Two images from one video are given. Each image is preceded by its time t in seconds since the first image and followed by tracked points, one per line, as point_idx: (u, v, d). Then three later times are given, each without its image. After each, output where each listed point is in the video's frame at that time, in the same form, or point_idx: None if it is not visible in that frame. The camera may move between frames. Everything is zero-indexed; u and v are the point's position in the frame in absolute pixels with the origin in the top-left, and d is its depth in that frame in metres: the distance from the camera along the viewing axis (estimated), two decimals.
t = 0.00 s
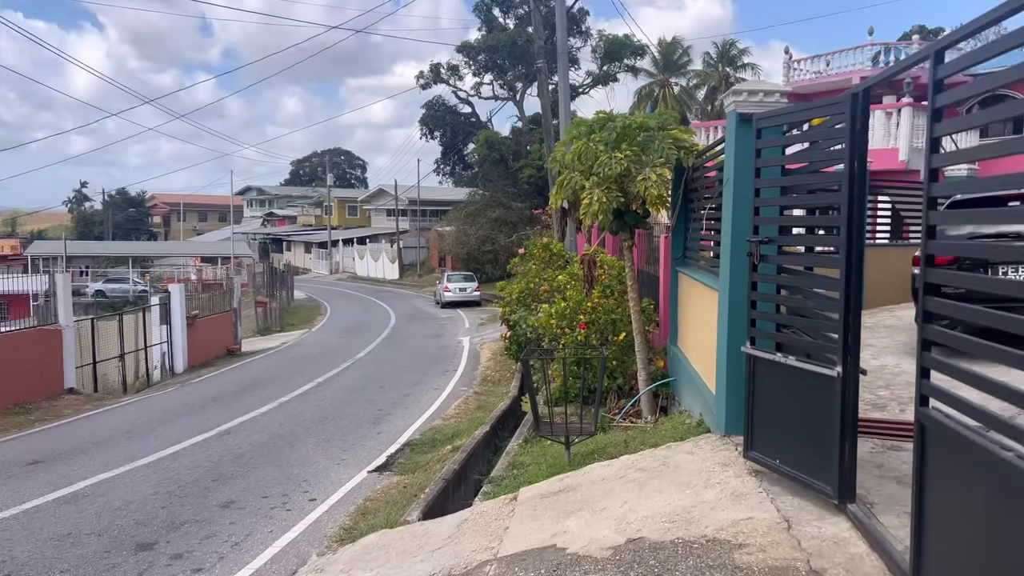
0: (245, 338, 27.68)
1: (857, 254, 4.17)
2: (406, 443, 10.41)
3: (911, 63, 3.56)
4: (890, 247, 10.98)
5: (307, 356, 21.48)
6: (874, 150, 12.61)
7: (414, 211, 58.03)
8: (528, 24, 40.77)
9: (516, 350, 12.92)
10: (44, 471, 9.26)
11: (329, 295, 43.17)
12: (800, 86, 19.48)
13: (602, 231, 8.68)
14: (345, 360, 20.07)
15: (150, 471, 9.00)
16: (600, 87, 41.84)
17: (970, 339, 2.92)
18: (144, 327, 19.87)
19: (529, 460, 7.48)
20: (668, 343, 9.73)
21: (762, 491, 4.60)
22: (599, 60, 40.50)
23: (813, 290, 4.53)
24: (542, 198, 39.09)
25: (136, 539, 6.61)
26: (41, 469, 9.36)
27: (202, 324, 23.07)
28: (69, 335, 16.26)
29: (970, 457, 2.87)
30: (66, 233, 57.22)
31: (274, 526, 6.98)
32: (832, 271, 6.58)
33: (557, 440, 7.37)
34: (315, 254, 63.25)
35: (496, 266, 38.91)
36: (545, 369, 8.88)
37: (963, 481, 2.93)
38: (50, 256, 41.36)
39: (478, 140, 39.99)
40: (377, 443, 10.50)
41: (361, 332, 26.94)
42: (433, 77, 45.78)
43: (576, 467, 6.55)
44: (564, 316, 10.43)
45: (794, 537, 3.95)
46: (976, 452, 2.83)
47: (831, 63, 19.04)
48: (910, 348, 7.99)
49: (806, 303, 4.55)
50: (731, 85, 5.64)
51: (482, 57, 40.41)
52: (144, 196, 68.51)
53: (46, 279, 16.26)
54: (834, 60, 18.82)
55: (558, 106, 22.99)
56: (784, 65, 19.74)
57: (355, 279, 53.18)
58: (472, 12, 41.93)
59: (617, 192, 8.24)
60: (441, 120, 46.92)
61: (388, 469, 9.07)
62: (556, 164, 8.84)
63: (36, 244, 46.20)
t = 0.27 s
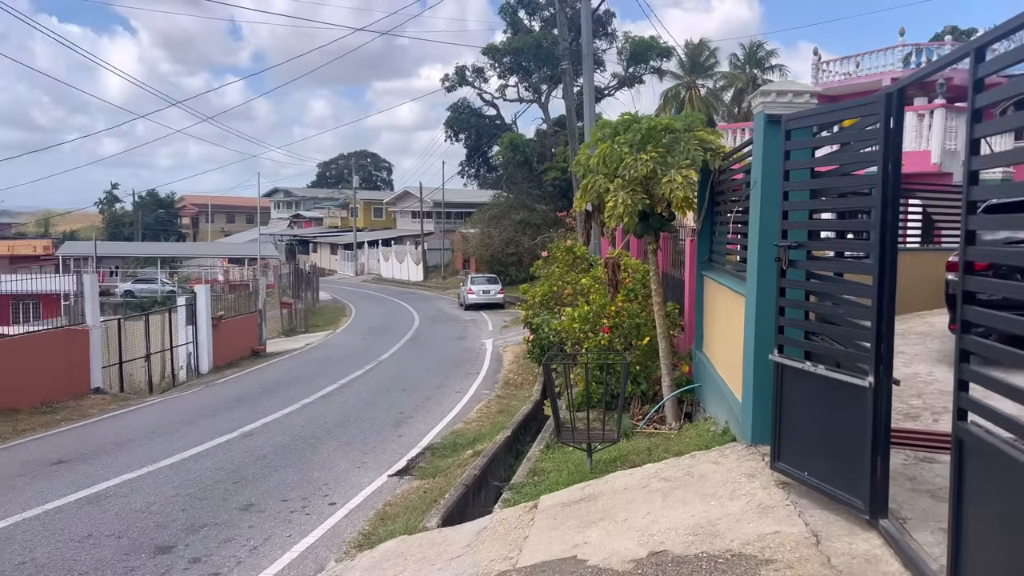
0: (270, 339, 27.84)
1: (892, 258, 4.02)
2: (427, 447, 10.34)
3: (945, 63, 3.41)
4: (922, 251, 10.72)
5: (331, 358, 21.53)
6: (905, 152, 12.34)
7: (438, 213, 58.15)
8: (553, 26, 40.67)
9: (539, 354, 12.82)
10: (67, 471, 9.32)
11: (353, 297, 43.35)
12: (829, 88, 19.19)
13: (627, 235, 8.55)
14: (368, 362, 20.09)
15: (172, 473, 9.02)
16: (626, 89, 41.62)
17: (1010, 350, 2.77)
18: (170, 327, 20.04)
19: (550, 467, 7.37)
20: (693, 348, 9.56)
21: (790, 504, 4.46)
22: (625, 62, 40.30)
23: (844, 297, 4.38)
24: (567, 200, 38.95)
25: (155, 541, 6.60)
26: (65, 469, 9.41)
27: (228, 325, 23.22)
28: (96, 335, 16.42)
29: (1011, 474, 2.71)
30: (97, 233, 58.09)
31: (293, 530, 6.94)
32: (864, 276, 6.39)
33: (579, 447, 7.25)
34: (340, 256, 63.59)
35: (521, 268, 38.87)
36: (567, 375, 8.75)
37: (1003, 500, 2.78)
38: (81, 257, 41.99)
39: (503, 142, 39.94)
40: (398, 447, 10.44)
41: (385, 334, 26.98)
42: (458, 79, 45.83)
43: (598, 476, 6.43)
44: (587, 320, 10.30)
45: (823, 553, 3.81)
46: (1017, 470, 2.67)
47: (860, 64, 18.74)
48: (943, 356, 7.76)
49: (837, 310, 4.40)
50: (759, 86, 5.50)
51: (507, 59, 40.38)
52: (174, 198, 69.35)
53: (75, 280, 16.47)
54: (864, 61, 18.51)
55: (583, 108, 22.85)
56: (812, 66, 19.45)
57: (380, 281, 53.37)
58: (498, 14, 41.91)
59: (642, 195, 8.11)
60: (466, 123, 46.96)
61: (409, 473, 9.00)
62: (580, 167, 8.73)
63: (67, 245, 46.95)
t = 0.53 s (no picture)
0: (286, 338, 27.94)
1: (916, 259, 3.91)
2: (441, 447, 10.29)
3: (970, 59, 3.29)
4: (943, 251, 10.54)
5: (347, 357, 21.55)
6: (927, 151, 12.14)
7: (455, 213, 58.16)
8: (570, 25, 40.55)
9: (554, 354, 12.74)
10: (83, 468, 9.35)
11: (369, 296, 43.44)
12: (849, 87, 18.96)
13: (643, 234, 8.44)
14: (383, 361, 20.08)
15: (186, 471, 9.03)
16: (643, 88, 41.43)
17: None
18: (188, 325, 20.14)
19: (564, 469, 7.29)
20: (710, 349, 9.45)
21: (810, 510, 4.36)
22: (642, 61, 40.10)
23: (865, 298, 4.28)
24: (583, 200, 38.81)
25: (168, 541, 6.58)
26: (81, 467, 9.43)
27: (245, 324, 23.31)
28: (114, 333, 16.51)
29: None
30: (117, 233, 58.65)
31: (306, 531, 6.90)
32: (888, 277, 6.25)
33: (594, 449, 7.16)
34: (357, 256, 63.78)
35: (536, 268, 38.79)
36: (582, 377, 8.67)
37: None
38: (100, 255, 42.39)
39: (519, 142, 39.86)
40: (412, 447, 10.39)
41: (401, 333, 26.99)
42: (475, 79, 45.82)
43: (613, 478, 6.34)
44: (603, 321, 10.21)
45: (844, 561, 3.71)
46: None
47: (881, 63, 18.51)
48: (966, 359, 7.61)
49: (859, 311, 4.29)
50: (779, 83, 5.39)
51: (523, 59, 40.31)
52: (192, 197, 69.87)
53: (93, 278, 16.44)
54: (885, 60, 18.28)
55: (600, 107, 22.73)
56: (832, 65, 19.23)
57: (396, 280, 53.47)
58: (515, 14, 41.85)
59: (659, 194, 8.01)
60: (482, 122, 46.94)
61: (423, 474, 8.95)
62: (597, 165, 8.64)
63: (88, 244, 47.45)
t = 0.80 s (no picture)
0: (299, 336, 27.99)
1: (942, 255, 3.81)
2: (453, 446, 10.21)
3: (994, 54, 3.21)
4: (962, 248, 10.38)
5: (359, 355, 21.53)
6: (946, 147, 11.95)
7: (467, 211, 58.13)
8: (584, 22, 40.38)
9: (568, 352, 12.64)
10: (95, 466, 9.35)
11: (382, 294, 43.46)
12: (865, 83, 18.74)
13: (658, 231, 8.32)
14: (396, 359, 20.04)
15: (199, 469, 9.01)
16: (656, 86, 41.21)
17: None
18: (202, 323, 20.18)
19: (578, 469, 7.19)
20: (726, 348, 9.33)
21: (831, 512, 4.26)
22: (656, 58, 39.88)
23: (887, 296, 4.18)
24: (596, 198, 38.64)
25: (180, 539, 6.54)
26: (94, 464, 9.43)
27: (258, 322, 23.34)
28: (127, 331, 16.52)
29: None
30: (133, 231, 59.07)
31: (317, 530, 6.84)
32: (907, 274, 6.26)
33: (607, 448, 7.04)
34: (370, 254, 63.90)
35: (549, 267, 38.67)
36: (596, 376, 8.56)
37: None
38: (116, 253, 42.68)
39: (532, 140, 39.74)
40: (424, 445, 10.33)
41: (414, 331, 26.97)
42: (488, 77, 45.74)
43: (628, 479, 6.23)
44: (617, 319, 10.09)
45: (867, 566, 3.61)
46: None
47: (898, 59, 18.27)
48: (988, 358, 7.46)
49: (881, 309, 4.19)
50: (798, 75, 5.27)
51: (537, 56, 40.19)
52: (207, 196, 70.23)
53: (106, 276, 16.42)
54: (902, 56, 18.05)
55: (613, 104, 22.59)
56: (848, 61, 19.00)
57: (408, 279, 53.50)
58: (528, 11, 41.73)
59: (674, 190, 7.89)
60: (495, 120, 46.87)
61: (435, 472, 8.88)
62: (611, 161, 8.54)
63: (103, 242, 47.86)
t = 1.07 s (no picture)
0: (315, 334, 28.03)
1: (975, 252, 3.65)
2: (468, 445, 10.11)
3: None
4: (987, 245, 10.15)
5: (375, 353, 21.50)
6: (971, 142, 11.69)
7: (483, 208, 58.06)
8: (600, 18, 40.13)
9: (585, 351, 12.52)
10: (109, 465, 9.34)
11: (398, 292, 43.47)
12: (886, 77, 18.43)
13: (676, 228, 8.17)
14: (411, 357, 19.98)
15: (213, 468, 8.97)
16: (673, 82, 40.90)
17: None
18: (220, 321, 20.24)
19: (595, 470, 7.06)
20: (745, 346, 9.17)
21: (857, 518, 4.12)
22: (673, 54, 39.56)
23: (915, 293, 4.03)
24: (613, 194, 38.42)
25: (191, 541, 6.48)
26: (108, 464, 9.41)
27: (275, 320, 23.37)
28: (143, 329, 16.56)
29: None
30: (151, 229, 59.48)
31: (330, 531, 6.76)
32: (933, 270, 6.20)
33: (625, 450, 6.91)
34: (386, 252, 63.96)
35: (565, 264, 38.50)
36: (613, 374, 8.40)
37: None
38: (134, 251, 42.97)
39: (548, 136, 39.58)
40: (439, 445, 10.25)
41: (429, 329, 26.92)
42: (504, 74, 45.62)
43: (647, 481, 6.09)
44: (634, 317, 9.93)
45: None
46: None
47: (919, 52, 17.95)
48: (1016, 358, 7.25)
49: (909, 308, 4.03)
50: (822, 66, 5.10)
51: (553, 52, 40.00)
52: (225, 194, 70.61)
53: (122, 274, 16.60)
54: (924, 49, 17.73)
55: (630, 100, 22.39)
56: (869, 55, 18.71)
57: (425, 276, 53.50)
58: (544, 7, 41.53)
59: (693, 185, 7.73)
60: (511, 117, 46.72)
61: (450, 473, 8.79)
62: (627, 156, 8.39)
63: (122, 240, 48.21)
